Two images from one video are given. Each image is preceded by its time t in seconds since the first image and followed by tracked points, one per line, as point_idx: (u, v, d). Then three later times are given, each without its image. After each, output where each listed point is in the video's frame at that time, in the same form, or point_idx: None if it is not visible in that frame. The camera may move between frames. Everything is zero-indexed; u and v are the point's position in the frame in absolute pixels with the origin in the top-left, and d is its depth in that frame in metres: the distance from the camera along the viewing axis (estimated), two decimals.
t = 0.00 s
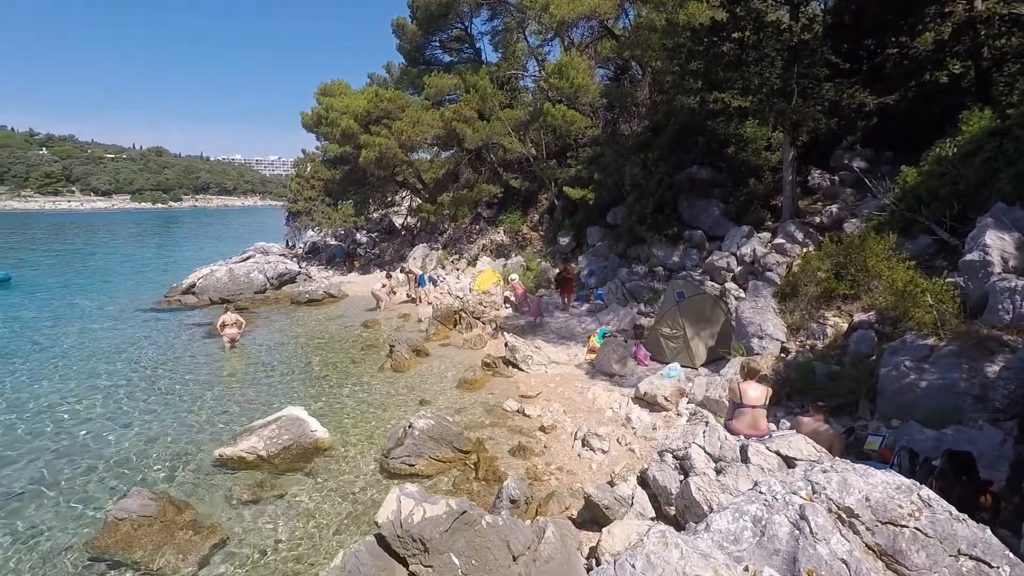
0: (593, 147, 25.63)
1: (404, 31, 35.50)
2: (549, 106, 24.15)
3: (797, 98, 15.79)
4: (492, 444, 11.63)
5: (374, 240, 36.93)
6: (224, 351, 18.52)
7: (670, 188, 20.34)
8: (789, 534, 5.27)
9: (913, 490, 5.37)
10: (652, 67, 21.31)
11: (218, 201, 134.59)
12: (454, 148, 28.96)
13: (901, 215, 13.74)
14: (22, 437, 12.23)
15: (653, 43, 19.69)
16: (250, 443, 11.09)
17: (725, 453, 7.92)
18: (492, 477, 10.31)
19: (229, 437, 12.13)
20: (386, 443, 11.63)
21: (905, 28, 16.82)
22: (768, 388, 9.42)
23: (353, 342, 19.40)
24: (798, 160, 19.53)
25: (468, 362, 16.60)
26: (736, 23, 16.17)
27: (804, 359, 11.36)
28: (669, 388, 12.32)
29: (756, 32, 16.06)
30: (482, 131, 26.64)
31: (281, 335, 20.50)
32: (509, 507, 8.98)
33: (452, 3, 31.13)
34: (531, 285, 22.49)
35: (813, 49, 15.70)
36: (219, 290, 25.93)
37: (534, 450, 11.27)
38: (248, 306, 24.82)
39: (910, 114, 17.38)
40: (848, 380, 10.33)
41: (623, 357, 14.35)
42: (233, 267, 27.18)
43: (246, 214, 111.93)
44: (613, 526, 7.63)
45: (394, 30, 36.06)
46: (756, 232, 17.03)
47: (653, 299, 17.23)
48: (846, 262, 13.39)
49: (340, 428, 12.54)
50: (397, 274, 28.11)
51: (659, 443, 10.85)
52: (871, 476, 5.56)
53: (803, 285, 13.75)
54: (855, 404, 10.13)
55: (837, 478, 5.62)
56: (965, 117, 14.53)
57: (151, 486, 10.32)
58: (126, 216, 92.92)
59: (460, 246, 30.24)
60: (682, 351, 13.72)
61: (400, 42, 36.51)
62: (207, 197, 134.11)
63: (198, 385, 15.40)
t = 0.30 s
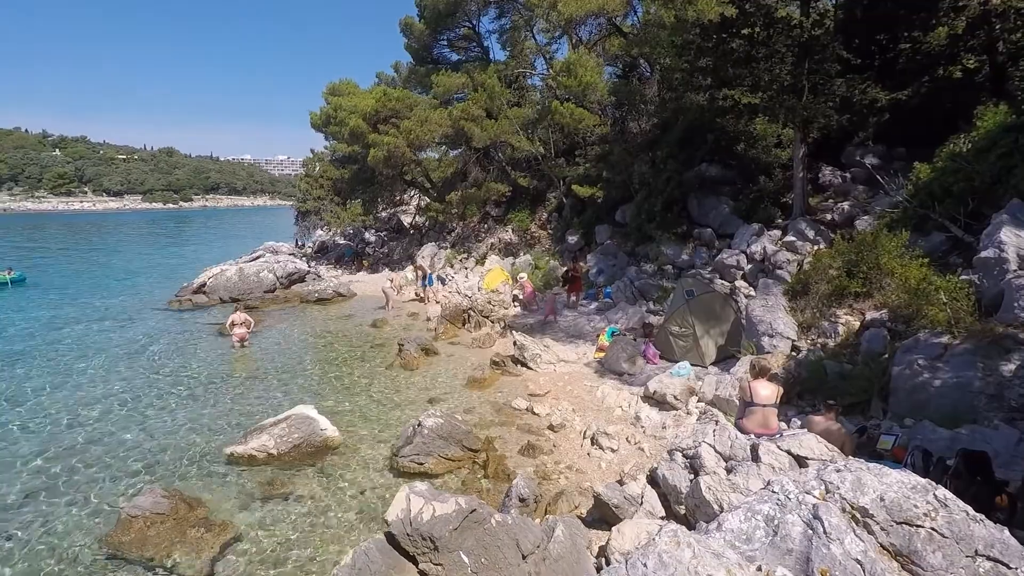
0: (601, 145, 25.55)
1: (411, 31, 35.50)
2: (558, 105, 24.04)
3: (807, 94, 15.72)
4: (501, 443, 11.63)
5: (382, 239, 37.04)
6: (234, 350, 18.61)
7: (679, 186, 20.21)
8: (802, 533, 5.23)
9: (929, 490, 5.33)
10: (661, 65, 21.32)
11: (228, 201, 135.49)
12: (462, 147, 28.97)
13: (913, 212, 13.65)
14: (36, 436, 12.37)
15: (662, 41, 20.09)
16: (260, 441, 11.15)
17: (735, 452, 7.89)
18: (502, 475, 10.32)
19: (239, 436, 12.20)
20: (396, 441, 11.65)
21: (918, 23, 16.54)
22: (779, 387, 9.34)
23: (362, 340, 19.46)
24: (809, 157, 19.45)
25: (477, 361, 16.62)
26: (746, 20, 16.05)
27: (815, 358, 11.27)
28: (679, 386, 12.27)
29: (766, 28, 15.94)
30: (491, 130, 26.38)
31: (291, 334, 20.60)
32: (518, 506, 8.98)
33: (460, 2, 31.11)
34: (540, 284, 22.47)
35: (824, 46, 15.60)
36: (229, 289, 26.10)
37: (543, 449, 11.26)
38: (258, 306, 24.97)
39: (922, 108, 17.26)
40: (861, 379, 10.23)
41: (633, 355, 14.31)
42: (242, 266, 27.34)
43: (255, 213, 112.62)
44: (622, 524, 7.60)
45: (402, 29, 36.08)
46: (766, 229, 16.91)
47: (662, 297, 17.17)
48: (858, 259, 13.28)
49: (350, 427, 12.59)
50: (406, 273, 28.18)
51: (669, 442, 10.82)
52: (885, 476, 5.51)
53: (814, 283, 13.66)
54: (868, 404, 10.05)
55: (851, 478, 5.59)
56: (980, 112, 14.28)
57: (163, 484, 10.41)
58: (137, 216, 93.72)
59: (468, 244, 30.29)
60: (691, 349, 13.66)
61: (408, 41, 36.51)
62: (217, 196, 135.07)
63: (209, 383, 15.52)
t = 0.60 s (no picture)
0: (611, 143, 25.49)
1: (420, 31, 35.60)
2: (567, 104, 24.01)
3: (820, 91, 15.59)
4: (512, 442, 11.63)
5: (392, 239, 37.16)
6: (246, 350, 18.76)
7: (690, 184, 20.09)
8: (816, 534, 5.19)
9: (947, 491, 5.26)
10: (671, 63, 21.28)
11: (239, 202, 136.53)
12: (471, 147, 29.03)
13: (929, 209, 13.48)
14: (54, 435, 12.56)
15: (672, 39, 20.07)
16: (273, 440, 11.24)
17: (748, 452, 7.84)
18: (512, 474, 10.33)
19: (252, 435, 12.30)
20: (407, 440, 11.70)
21: (933, 18, 16.34)
22: (792, 386, 9.26)
23: (372, 340, 19.54)
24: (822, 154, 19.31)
25: (487, 361, 16.64)
26: (757, 16, 15.93)
27: (828, 357, 11.16)
28: (690, 386, 12.21)
29: (777, 25, 15.79)
30: (500, 130, 26.42)
31: (303, 334, 20.74)
32: (529, 505, 8.98)
33: (469, 2, 31.17)
34: (549, 283, 22.46)
35: (836, 42, 15.46)
36: (241, 290, 26.32)
37: (554, 448, 11.25)
38: (270, 306, 25.17)
39: (937, 104, 17.01)
40: (875, 378, 10.10)
41: (643, 355, 14.26)
42: (254, 267, 27.57)
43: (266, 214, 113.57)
44: (633, 524, 7.58)
45: (411, 30, 36.18)
46: (778, 228, 16.77)
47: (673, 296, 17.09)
48: (872, 258, 13.14)
49: (361, 426, 12.65)
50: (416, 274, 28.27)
51: (680, 442, 10.76)
52: (902, 477, 5.46)
53: (827, 281, 13.53)
54: (882, 403, 9.93)
55: (866, 478, 5.54)
56: (998, 108, 14.05)
57: (178, 482, 10.54)
58: (150, 218, 94.65)
59: (478, 244, 30.33)
60: (702, 349, 13.58)
61: (417, 42, 36.62)
62: (229, 197, 136.21)
63: (222, 383, 15.67)
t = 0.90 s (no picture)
0: (622, 142, 25.39)
1: (431, 31, 35.63)
2: (578, 102, 23.93)
3: (834, 88, 15.41)
4: (523, 441, 11.62)
5: (403, 239, 37.26)
6: (258, 349, 18.91)
7: (701, 183, 19.93)
8: (833, 536, 5.14)
9: (968, 493, 5.18)
10: (682, 61, 21.14)
11: (251, 202, 137.60)
12: (481, 146, 29.04)
13: (946, 207, 13.29)
14: (71, 432, 12.76)
15: (683, 36, 19.97)
16: (285, 439, 11.30)
17: (760, 452, 7.77)
18: (523, 474, 10.31)
19: (264, 433, 12.38)
20: (417, 439, 11.72)
21: (952, 12, 16.11)
22: (805, 386, 9.17)
23: (383, 340, 19.61)
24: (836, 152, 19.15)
25: (497, 360, 16.64)
26: (770, 13, 15.85)
27: (843, 357, 11.03)
28: (702, 385, 12.12)
29: (790, 21, 15.71)
30: (511, 130, 26.40)
31: (315, 333, 20.87)
32: (540, 505, 8.97)
33: (479, 2, 31.18)
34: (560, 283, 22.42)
35: (851, 38, 15.29)
36: (254, 289, 26.53)
37: (564, 448, 11.22)
38: (282, 305, 25.35)
39: (954, 100, 16.73)
40: (890, 378, 9.95)
41: (655, 354, 14.19)
42: (266, 266, 27.79)
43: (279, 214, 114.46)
44: (644, 524, 7.54)
45: (422, 30, 36.23)
46: (791, 226, 16.62)
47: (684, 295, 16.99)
48: (887, 256, 12.98)
49: (372, 425, 12.70)
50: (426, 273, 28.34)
51: (692, 442, 10.70)
52: (921, 479, 5.38)
53: (841, 280, 13.39)
54: (898, 404, 9.80)
55: (884, 480, 5.48)
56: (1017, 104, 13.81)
57: (191, 480, 10.65)
58: (165, 217, 95.86)
59: (489, 243, 30.33)
60: (714, 348, 13.49)
61: (428, 42, 36.67)
62: (242, 197, 137.36)
63: (235, 382, 15.81)
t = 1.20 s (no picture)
0: (636, 138, 25.23)
1: (445, 27, 35.58)
2: (591, 98, 23.77)
3: (853, 83, 15.21)
4: (535, 438, 11.61)
5: (417, 235, 37.34)
6: (273, 344, 19.08)
7: (717, 179, 19.77)
8: (851, 538, 5.07)
9: (992, 496, 5.08)
10: (698, 55, 20.92)
11: (266, 198, 138.72)
12: (495, 142, 29.01)
13: (968, 204, 13.02)
14: (91, 424, 12.98)
15: (699, 31, 19.81)
16: (298, 433, 11.37)
17: (775, 452, 7.69)
18: (535, 471, 10.29)
19: (278, 428, 12.47)
20: (429, 436, 11.75)
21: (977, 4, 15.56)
22: (822, 385, 9.05)
23: (396, 336, 19.67)
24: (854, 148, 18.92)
25: (510, 356, 16.63)
26: (787, 7, 15.64)
27: (860, 356, 10.87)
28: (716, 384, 12.01)
29: (808, 15, 15.41)
30: (524, 126, 26.31)
31: (329, 328, 21.00)
32: (552, 502, 8.96)
33: None
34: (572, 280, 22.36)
35: (871, 31, 15.03)
36: (268, 285, 26.76)
37: (577, 445, 11.19)
38: (296, 301, 25.55)
39: (977, 95, 16.35)
40: (909, 378, 9.80)
41: (668, 352, 14.11)
42: (281, 262, 28.01)
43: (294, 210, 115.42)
44: (656, 523, 7.48)
45: (436, 26, 36.21)
46: (808, 224, 16.40)
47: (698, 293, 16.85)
48: (907, 254, 12.76)
49: (386, 421, 12.75)
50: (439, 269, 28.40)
51: (706, 440, 10.61)
52: (944, 481, 5.31)
53: (859, 278, 13.21)
54: (916, 404, 9.64)
55: (905, 482, 5.40)
56: None
57: (206, 473, 10.78)
58: (182, 213, 97.04)
59: (502, 240, 30.31)
60: (728, 346, 13.37)
61: (442, 38, 36.63)
62: (257, 194, 138.54)
63: (251, 376, 15.96)
